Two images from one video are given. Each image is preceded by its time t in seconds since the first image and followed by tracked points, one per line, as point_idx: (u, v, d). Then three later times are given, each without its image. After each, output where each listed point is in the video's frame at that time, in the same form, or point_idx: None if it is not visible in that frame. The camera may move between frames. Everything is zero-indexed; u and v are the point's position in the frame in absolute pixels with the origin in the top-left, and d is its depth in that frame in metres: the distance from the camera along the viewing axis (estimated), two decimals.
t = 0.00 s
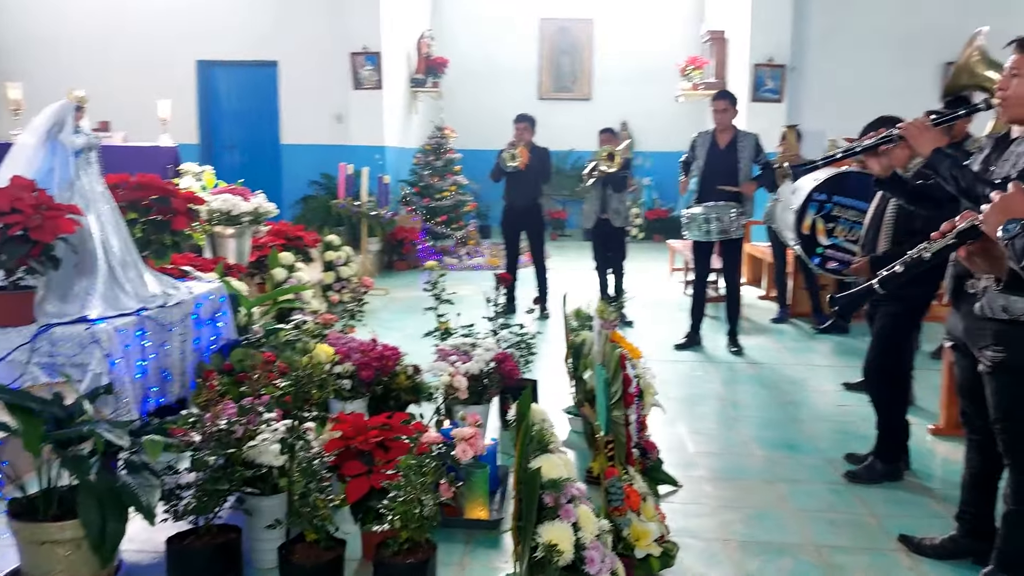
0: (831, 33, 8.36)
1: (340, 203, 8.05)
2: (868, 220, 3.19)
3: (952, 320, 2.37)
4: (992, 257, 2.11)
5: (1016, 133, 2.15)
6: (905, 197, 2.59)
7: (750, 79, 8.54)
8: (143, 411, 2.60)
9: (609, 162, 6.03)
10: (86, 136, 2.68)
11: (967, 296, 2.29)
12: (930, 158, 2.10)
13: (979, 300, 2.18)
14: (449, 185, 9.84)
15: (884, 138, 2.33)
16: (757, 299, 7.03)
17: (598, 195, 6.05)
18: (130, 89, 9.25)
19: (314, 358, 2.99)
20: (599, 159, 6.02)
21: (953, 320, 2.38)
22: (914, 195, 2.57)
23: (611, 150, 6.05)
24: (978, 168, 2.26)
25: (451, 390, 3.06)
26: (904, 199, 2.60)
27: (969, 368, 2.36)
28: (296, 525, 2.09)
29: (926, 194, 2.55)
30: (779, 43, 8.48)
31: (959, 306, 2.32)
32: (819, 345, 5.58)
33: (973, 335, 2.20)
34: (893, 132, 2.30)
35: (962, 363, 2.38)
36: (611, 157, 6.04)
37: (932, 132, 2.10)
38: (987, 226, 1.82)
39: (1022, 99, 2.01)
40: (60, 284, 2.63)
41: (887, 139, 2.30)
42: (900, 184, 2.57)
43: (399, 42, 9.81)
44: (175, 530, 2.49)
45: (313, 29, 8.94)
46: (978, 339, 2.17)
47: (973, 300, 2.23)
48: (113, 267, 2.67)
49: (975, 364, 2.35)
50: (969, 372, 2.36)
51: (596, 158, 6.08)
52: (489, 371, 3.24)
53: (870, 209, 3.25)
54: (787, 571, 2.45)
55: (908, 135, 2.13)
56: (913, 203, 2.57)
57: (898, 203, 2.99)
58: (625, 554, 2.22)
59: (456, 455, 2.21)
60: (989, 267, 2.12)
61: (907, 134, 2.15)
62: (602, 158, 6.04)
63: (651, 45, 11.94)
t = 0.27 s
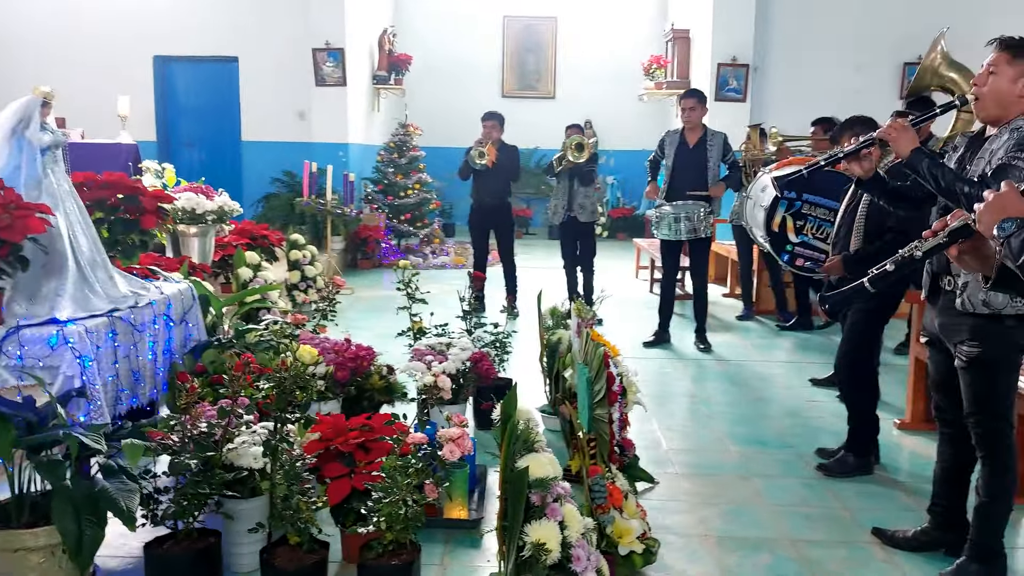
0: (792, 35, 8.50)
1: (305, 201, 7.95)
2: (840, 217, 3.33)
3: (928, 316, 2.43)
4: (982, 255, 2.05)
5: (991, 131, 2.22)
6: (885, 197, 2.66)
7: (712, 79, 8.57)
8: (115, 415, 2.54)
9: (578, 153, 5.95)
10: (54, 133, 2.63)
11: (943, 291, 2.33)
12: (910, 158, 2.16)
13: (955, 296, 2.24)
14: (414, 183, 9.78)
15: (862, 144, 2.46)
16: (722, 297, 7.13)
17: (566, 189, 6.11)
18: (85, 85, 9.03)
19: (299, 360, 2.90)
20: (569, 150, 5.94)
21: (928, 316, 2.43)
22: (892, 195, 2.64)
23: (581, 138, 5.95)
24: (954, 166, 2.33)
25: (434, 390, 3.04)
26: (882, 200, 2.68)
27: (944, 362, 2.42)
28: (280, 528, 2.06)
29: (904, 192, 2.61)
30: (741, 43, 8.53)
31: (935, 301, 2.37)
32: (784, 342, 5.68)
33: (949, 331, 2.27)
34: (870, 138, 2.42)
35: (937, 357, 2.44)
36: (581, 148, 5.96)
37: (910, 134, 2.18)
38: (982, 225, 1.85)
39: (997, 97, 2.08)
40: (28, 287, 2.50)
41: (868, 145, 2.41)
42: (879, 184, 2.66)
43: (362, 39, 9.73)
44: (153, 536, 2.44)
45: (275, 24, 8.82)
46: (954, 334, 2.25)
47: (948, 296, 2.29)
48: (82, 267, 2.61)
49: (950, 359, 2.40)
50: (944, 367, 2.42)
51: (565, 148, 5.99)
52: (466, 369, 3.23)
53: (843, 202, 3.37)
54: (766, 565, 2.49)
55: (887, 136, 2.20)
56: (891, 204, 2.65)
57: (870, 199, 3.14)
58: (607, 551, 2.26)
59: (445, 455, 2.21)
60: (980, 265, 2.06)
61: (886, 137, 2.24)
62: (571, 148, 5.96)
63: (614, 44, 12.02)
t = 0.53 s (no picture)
0: (788, 36, 8.53)
1: (303, 200, 7.95)
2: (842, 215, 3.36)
3: (933, 317, 2.44)
4: (997, 256, 2.12)
5: (998, 132, 2.25)
6: (888, 195, 2.73)
7: (709, 77, 8.57)
8: (119, 414, 2.55)
9: (575, 161, 6.05)
10: (59, 132, 2.65)
11: (948, 291, 2.35)
12: (916, 159, 2.20)
13: (960, 297, 2.27)
14: (411, 181, 9.79)
15: (866, 141, 2.49)
16: (719, 296, 7.16)
17: (563, 191, 6.11)
18: (81, 84, 9.01)
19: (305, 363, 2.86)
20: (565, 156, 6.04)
21: (934, 316, 2.45)
22: (896, 193, 2.70)
23: (577, 148, 6.07)
24: (961, 166, 2.35)
25: (438, 390, 3.05)
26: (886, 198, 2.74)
27: (949, 362, 2.44)
28: (284, 527, 2.08)
29: (908, 191, 2.67)
30: (738, 41, 8.53)
31: (941, 302, 2.38)
32: (782, 342, 5.71)
33: (956, 331, 2.29)
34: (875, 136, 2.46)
35: (942, 358, 2.46)
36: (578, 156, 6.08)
37: (916, 134, 2.21)
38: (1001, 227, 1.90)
39: (1006, 98, 2.11)
40: (33, 284, 2.56)
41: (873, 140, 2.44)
42: (883, 180, 2.73)
43: (358, 38, 9.73)
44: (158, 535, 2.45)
45: (271, 23, 8.82)
46: (961, 335, 2.28)
47: (954, 297, 2.31)
48: (87, 266, 2.62)
49: (956, 359, 2.42)
50: (950, 367, 2.44)
51: (562, 157, 6.10)
52: (467, 368, 3.23)
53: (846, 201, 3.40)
54: (770, 565, 2.52)
55: (894, 136, 2.23)
56: (895, 201, 2.72)
57: (874, 197, 3.17)
58: (612, 551, 2.28)
59: (448, 455, 2.25)
60: (995, 267, 2.13)
61: (892, 137, 2.26)
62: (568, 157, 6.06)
63: (610, 43, 12.04)
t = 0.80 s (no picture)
0: (790, 42, 8.55)
1: (305, 203, 7.96)
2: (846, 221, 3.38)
3: (938, 324, 2.45)
4: (1007, 267, 2.09)
5: (1006, 139, 2.25)
6: (893, 200, 2.71)
7: (710, 82, 8.57)
8: (121, 417, 2.55)
9: (575, 167, 5.98)
10: (64, 136, 2.66)
11: (953, 299, 2.36)
12: (922, 162, 2.22)
13: (966, 304, 2.28)
14: (412, 185, 9.79)
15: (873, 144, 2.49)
16: (720, 301, 7.16)
17: (563, 197, 6.11)
18: (83, 87, 9.03)
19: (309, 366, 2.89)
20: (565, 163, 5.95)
21: (939, 324, 2.45)
22: (902, 198, 2.68)
23: (578, 153, 5.98)
24: (968, 172, 2.36)
25: (441, 394, 3.02)
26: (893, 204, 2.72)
27: (954, 370, 2.44)
28: (286, 533, 2.08)
29: (914, 195, 2.64)
30: (740, 46, 8.53)
31: (946, 309, 2.39)
32: (783, 347, 5.71)
33: (961, 339, 2.30)
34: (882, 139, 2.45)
35: (947, 366, 2.46)
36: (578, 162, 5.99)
37: (922, 138, 2.22)
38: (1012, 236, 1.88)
39: (1014, 106, 2.11)
40: (37, 288, 2.56)
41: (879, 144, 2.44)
42: (888, 185, 2.70)
43: (360, 42, 9.75)
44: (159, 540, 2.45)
45: (273, 27, 8.84)
46: (966, 343, 2.29)
47: (960, 304, 2.32)
48: (90, 270, 2.62)
49: (961, 367, 2.43)
50: (955, 375, 2.44)
51: (562, 162, 6.02)
52: (468, 374, 3.25)
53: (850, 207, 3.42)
54: (773, 572, 2.52)
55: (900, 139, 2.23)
56: (901, 207, 2.70)
57: (878, 202, 3.18)
58: (614, 559, 2.27)
59: (451, 461, 2.17)
60: (1004, 277, 2.10)
61: (898, 139, 2.26)
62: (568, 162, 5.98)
63: (611, 48, 12.06)
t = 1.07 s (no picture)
0: (790, 67, 8.62)
1: (308, 224, 7.99)
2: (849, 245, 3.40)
3: (942, 348, 2.46)
4: (1011, 292, 2.10)
5: (1008, 165, 2.27)
6: (898, 225, 2.71)
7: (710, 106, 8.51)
8: (125, 438, 2.55)
9: (578, 189, 6.02)
10: (73, 158, 2.69)
11: (957, 324, 2.37)
12: (926, 185, 2.23)
13: (970, 329, 2.30)
14: (415, 207, 9.84)
15: (877, 167, 2.51)
16: (721, 324, 7.16)
17: (565, 219, 6.14)
18: (89, 108, 9.10)
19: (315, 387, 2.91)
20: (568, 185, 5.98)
21: (942, 349, 2.46)
22: (906, 223, 2.68)
23: (579, 175, 5.99)
24: (971, 197, 2.38)
25: (446, 417, 3.04)
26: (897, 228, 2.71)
27: (957, 395, 2.45)
28: (291, 555, 2.10)
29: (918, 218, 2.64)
30: (740, 69, 8.48)
31: (950, 334, 2.41)
32: (785, 371, 5.71)
33: (965, 363, 2.31)
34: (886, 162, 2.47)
35: (950, 391, 2.47)
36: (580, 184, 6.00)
37: (926, 161, 2.24)
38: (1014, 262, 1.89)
39: (1017, 132, 2.13)
40: (43, 309, 2.58)
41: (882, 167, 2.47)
42: (892, 209, 2.70)
43: (364, 65, 9.84)
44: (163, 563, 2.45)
45: (278, 49, 8.93)
46: (970, 368, 2.30)
47: (964, 329, 2.34)
48: (97, 291, 2.63)
49: (965, 392, 2.43)
50: (959, 400, 2.44)
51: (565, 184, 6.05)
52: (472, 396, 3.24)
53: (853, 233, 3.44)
54: None
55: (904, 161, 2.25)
56: (907, 231, 2.69)
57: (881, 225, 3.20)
58: None
59: (457, 484, 2.22)
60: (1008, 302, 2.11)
61: (902, 163, 2.28)
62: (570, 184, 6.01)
63: (613, 72, 12.16)
